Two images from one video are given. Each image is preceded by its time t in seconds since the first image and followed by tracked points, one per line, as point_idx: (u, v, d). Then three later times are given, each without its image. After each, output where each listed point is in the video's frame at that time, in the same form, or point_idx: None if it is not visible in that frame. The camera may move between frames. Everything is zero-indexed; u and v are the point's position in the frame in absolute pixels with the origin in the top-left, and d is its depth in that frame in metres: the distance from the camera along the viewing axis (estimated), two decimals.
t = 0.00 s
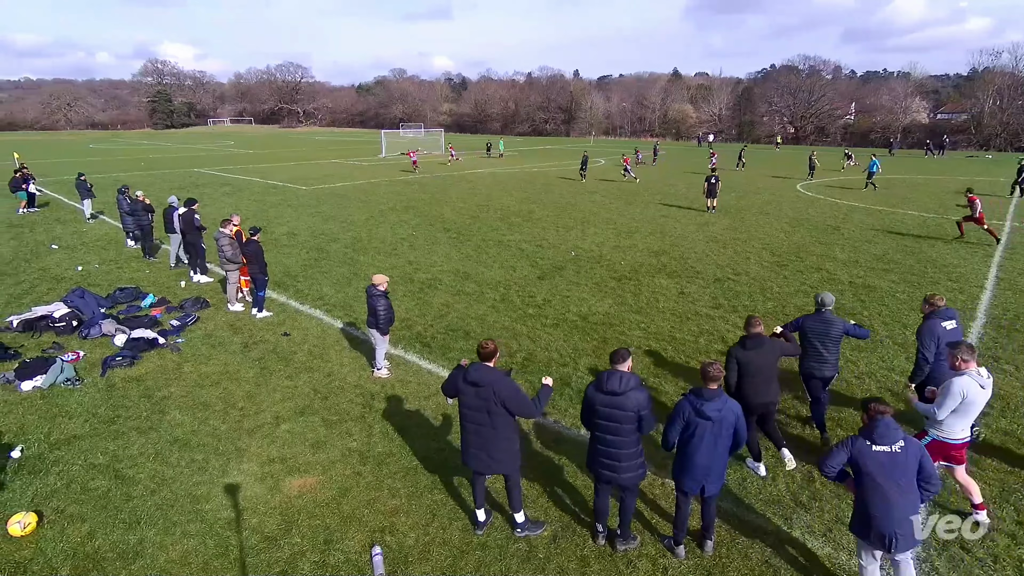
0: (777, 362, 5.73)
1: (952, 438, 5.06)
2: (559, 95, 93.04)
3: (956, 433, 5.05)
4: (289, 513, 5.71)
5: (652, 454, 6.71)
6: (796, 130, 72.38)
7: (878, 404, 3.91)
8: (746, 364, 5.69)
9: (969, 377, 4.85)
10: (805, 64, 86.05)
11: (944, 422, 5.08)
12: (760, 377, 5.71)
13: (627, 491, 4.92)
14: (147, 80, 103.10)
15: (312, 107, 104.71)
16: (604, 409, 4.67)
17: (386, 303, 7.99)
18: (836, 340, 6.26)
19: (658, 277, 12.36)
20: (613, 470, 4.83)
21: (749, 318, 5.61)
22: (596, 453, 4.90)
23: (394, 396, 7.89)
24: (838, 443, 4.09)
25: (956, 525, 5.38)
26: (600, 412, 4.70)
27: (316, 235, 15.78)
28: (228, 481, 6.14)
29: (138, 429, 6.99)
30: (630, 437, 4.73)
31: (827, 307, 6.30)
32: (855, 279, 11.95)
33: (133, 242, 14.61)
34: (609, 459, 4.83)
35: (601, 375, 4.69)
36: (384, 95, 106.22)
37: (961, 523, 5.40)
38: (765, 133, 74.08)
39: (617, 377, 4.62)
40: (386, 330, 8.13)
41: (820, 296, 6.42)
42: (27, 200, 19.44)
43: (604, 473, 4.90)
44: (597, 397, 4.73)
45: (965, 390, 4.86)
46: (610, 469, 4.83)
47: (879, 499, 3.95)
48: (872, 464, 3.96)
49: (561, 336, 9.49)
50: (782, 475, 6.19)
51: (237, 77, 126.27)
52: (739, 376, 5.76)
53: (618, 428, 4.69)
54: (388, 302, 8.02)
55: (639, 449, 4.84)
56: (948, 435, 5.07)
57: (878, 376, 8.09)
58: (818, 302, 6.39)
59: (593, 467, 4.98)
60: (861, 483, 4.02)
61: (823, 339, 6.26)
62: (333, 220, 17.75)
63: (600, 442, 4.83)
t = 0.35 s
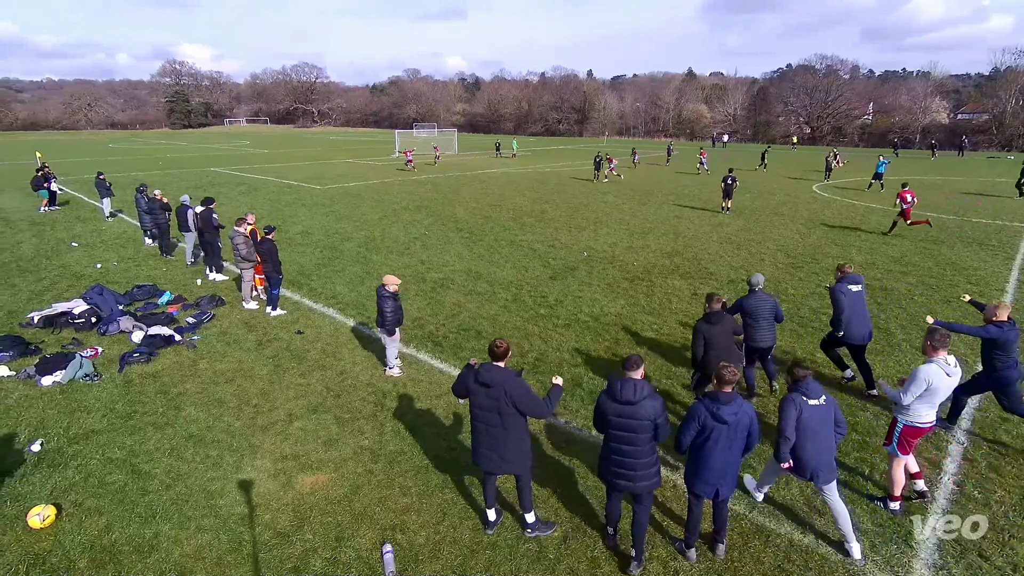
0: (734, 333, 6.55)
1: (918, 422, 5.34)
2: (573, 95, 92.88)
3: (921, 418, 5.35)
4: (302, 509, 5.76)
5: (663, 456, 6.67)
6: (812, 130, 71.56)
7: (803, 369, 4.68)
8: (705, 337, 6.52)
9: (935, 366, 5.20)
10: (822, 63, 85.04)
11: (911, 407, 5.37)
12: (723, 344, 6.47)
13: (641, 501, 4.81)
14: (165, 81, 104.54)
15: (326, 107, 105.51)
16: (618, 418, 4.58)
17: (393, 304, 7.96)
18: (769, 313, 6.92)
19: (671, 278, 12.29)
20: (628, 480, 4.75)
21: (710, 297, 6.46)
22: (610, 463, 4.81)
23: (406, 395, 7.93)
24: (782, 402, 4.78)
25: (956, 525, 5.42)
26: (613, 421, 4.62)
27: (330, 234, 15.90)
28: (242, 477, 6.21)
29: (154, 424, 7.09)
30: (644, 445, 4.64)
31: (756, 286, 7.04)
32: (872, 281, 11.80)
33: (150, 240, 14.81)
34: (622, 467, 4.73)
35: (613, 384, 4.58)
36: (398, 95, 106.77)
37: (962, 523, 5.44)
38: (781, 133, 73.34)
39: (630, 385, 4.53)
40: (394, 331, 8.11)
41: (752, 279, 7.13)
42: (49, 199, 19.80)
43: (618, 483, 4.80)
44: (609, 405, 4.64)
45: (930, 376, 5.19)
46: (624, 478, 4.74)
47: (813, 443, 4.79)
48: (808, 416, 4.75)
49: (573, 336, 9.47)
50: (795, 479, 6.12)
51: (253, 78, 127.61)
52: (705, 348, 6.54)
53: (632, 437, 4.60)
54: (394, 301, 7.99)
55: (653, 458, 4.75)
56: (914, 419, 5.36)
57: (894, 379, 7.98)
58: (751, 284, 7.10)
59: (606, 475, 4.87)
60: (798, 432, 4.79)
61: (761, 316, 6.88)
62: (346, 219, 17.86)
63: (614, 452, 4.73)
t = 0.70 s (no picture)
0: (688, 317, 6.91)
1: (901, 416, 5.40)
2: (585, 95, 92.65)
3: (906, 412, 5.39)
4: (313, 506, 5.80)
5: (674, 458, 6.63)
6: (828, 130, 70.74)
7: (754, 312, 5.87)
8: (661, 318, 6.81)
9: (914, 361, 5.21)
10: (839, 63, 84.05)
11: (894, 401, 5.43)
12: (678, 328, 6.82)
13: (657, 514, 4.64)
14: (182, 81, 105.90)
15: (340, 107, 106.26)
16: (642, 433, 4.35)
17: (394, 303, 7.90)
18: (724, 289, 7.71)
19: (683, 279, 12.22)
20: (647, 495, 4.54)
21: (664, 284, 6.64)
22: (628, 476, 4.60)
23: (417, 393, 7.96)
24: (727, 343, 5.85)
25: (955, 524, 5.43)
26: (637, 435, 4.37)
27: (343, 233, 16.01)
28: (255, 474, 6.27)
29: (169, 420, 7.19)
30: (665, 459, 4.44)
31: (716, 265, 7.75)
32: (888, 284, 11.64)
33: (167, 239, 15.00)
34: (642, 482, 4.53)
35: (638, 398, 4.33)
36: (411, 95, 107.24)
37: (963, 522, 5.44)
38: (796, 133, 72.63)
39: (657, 399, 4.29)
40: (394, 329, 8.08)
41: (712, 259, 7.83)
42: (69, 197, 20.14)
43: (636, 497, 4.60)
44: (632, 419, 4.39)
45: (909, 372, 5.22)
46: (643, 492, 4.54)
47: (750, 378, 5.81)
48: (747, 356, 5.72)
49: (584, 336, 9.46)
50: (808, 482, 6.05)
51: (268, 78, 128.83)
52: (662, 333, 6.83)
53: (654, 451, 4.40)
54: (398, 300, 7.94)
55: (672, 471, 4.57)
56: (898, 413, 5.42)
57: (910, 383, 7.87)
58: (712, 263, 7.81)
59: (622, 488, 4.68)
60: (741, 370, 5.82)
61: (711, 289, 7.70)
62: (359, 219, 17.96)
63: (633, 465, 4.52)
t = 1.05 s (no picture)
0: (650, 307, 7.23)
1: (902, 408, 5.52)
2: (601, 95, 92.28)
3: (906, 404, 5.51)
4: (327, 503, 5.85)
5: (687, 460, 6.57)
6: (847, 130, 69.72)
7: (704, 316, 5.98)
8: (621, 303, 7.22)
9: (919, 355, 5.28)
10: (860, 62, 82.82)
11: (896, 394, 5.52)
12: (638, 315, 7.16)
13: (671, 522, 4.61)
14: (202, 82, 107.49)
15: (356, 108, 107.06)
16: (659, 440, 4.31)
17: (395, 297, 7.88)
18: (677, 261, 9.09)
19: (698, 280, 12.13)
20: (661, 502, 4.51)
21: (630, 271, 7.12)
22: (642, 483, 4.56)
23: (431, 392, 7.99)
24: (686, 346, 5.98)
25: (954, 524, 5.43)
26: (653, 442, 4.34)
27: (358, 232, 16.13)
28: (270, 470, 6.34)
29: (187, 415, 7.30)
30: (680, 466, 4.42)
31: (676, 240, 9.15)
32: (909, 286, 11.45)
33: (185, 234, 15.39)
34: (656, 489, 4.50)
35: (655, 405, 4.30)
36: (426, 95, 107.69)
37: (962, 523, 5.44)
38: (814, 134, 71.67)
39: (675, 406, 4.26)
40: (392, 324, 8.06)
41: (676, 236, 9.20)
42: (91, 196, 20.54)
43: (650, 504, 4.57)
44: (648, 426, 4.36)
45: (913, 368, 5.28)
46: (657, 499, 4.50)
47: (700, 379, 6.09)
48: (703, 356, 6.00)
49: (597, 337, 9.44)
50: (824, 487, 5.96)
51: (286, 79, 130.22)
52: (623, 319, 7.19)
53: (670, 458, 4.37)
54: (396, 302, 7.87)
55: (687, 479, 4.54)
56: (899, 406, 5.54)
57: (930, 388, 7.74)
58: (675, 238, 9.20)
59: (636, 496, 4.65)
60: (694, 371, 6.08)
61: (668, 260, 9.14)
62: (375, 218, 18.09)
63: (648, 472, 4.49)
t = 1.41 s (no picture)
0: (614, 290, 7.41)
1: (912, 410, 5.45)
2: (616, 95, 91.85)
3: (917, 406, 5.43)
4: (341, 499, 5.90)
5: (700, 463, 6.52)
6: (868, 130, 68.63)
7: (687, 295, 6.16)
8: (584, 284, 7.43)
9: (932, 359, 5.16)
10: (881, 61, 81.48)
11: (907, 397, 5.43)
12: (601, 298, 7.37)
13: (685, 525, 4.58)
14: (221, 83, 108.87)
15: (372, 108, 107.78)
16: (672, 445, 4.29)
17: (396, 297, 7.95)
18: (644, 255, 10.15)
19: (713, 281, 12.02)
20: (675, 505, 4.48)
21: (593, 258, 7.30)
22: (656, 487, 4.54)
23: (444, 391, 8.02)
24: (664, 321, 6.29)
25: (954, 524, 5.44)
26: (667, 447, 4.32)
27: (373, 232, 16.24)
28: (285, 466, 6.40)
29: (205, 411, 7.41)
30: (694, 470, 4.39)
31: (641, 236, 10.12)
32: (930, 289, 11.25)
33: (207, 233, 16.00)
34: (670, 493, 4.47)
35: (669, 409, 4.27)
36: (441, 94, 108.08)
37: (963, 523, 5.44)
38: (833, 134, 70.67)
39: (689, 411, 4.23)
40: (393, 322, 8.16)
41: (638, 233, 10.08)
42: (113, 194, 20.89)
43: (663, 508, 4.54)
44: (662, 430, 4.33)
45: (926, 372, 5.17)
46: (671, 503, 4.48)
47: (678, 352, 6.35)
48: (681, 333, 6.26)
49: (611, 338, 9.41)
50: (841, 493, 5.87)
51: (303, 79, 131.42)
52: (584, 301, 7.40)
53: (684, 462, 4.34)
54: (394, 304, 7.92)
55: (701, 483, 4.51)
56: (910, 408, 5.46)
57: (952, 393, 7.59)
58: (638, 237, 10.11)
59: (650, 499, 4.62)
60: (673, 345, 6.34)
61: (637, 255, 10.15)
62: (390, 218, 18.20)
63: (661, 476, 4.47)
